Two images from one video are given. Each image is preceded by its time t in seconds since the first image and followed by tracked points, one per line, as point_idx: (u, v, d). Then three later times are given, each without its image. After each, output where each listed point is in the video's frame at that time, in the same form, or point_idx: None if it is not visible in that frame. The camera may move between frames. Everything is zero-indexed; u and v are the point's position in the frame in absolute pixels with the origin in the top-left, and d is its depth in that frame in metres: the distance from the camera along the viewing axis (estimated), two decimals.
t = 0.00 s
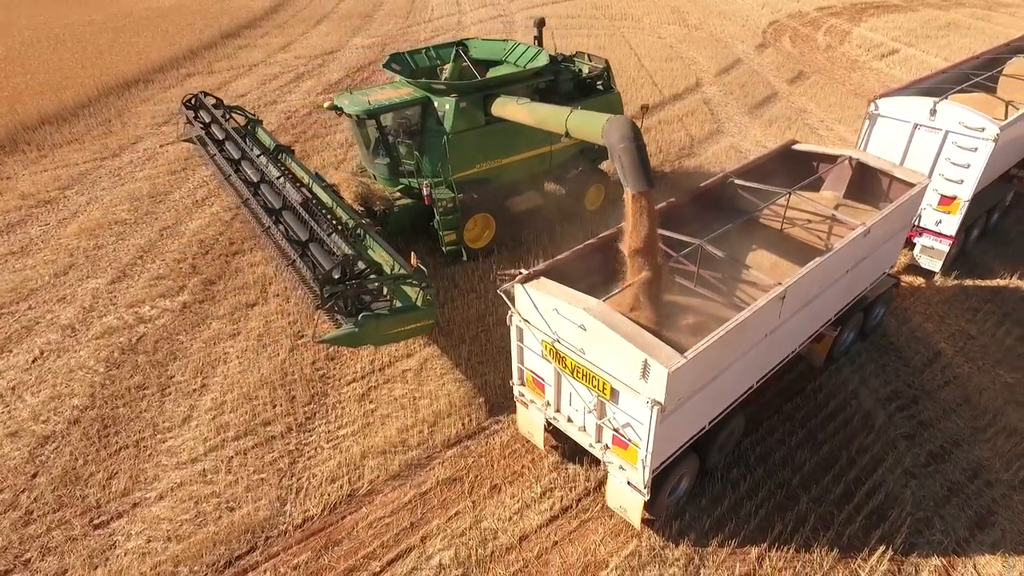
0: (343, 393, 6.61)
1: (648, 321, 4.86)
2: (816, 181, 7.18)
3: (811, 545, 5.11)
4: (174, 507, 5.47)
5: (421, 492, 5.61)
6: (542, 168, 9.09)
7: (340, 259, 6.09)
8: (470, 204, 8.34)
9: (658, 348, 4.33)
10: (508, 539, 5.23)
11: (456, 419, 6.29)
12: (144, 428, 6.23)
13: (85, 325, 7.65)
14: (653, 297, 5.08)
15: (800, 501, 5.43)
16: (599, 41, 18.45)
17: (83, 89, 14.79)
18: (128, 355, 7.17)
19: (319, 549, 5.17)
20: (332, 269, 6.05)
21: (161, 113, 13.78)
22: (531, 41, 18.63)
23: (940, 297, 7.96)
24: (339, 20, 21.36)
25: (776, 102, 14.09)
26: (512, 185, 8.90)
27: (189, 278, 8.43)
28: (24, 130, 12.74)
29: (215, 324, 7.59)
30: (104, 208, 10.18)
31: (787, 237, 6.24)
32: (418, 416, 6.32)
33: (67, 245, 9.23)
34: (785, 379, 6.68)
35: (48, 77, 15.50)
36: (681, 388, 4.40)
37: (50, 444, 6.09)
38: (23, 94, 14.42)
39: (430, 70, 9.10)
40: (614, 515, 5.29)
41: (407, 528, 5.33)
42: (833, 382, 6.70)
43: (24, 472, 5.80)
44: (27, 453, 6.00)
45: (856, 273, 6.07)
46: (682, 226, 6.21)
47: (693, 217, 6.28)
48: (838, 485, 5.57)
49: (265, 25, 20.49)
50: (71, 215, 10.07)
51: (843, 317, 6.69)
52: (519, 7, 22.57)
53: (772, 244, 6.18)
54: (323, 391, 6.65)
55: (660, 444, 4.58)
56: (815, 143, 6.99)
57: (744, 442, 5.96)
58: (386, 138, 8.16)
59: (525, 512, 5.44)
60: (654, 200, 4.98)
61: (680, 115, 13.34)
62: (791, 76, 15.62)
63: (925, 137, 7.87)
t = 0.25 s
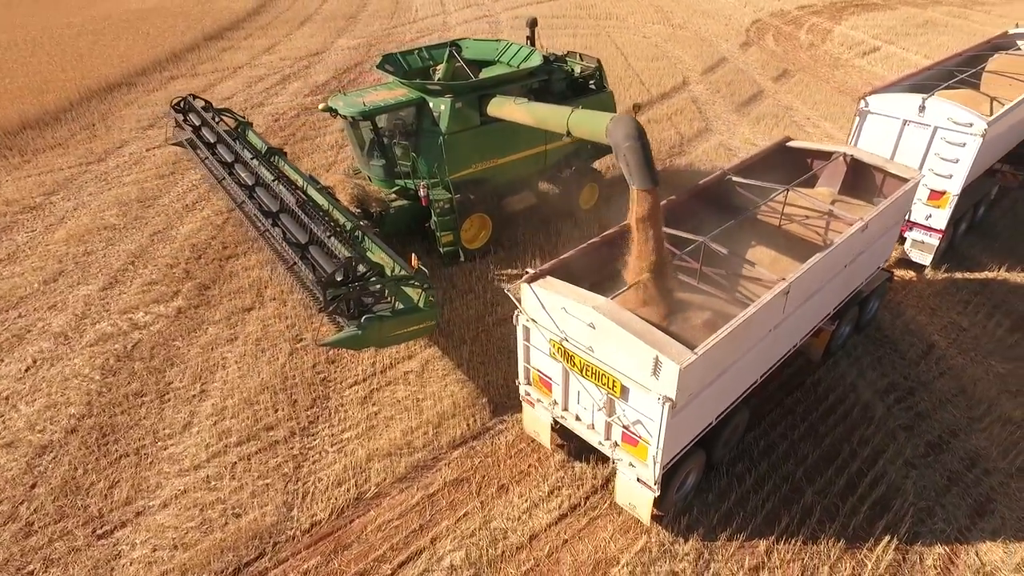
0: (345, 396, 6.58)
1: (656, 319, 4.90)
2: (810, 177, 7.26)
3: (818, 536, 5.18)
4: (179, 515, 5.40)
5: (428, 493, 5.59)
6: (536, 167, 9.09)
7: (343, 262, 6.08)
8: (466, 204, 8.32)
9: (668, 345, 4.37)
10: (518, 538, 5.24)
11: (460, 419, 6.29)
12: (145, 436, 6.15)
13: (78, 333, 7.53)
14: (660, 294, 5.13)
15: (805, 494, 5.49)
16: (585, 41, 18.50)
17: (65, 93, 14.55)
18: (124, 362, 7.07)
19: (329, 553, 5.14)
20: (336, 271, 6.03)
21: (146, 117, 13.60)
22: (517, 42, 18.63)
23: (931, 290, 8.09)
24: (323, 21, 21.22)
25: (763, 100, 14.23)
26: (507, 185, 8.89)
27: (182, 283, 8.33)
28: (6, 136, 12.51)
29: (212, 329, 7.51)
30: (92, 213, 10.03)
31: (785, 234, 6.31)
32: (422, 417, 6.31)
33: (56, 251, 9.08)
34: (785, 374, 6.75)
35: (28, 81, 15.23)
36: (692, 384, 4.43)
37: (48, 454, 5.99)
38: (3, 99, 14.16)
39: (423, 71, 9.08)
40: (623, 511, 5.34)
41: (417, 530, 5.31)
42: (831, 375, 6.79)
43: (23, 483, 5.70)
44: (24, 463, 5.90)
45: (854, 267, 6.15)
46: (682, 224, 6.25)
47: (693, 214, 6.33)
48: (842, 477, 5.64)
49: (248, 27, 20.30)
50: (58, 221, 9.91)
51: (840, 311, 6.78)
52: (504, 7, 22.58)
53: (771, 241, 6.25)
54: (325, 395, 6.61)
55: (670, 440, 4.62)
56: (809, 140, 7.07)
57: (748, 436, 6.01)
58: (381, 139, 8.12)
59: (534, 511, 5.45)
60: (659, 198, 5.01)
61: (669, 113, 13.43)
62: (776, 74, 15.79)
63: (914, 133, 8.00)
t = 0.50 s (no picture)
0: (348, 400, 6.54)
1: (662, 317, 4.93)
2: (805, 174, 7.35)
3: (824, 529, 5.25)
4: (184, 523, 5.33)
5: (436, 496, 5.58)
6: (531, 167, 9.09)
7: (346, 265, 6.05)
8: (462, 205, 8.31)
9: (678, 342, 4.40)
10: (528, 538, 5.24)
11: (464, 421, 6.28)
12: (145, 444, 6.07)
13: (71, 341, 7.41)
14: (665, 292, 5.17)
15: (810, 487, 5.56)
16: (571, 41, 18.56)
17: (45, 97, 14.29)
18: (120, 370, 6.97)
19: (339, 558, 5.11)
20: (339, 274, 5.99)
21: (130, 121, 13.40)
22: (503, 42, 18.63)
23: (922, 284, 8.23)
24: (306, 23, 21.06)
25: (748, 99, 14.37)
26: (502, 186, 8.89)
27: (176, 289, 8.23)
28: None
29: (209, 335, 7.42)
30: (79, 219, 9.87)
31: (783, 230, 6.39)
32: (426, 420, 6.29)
33: (44, 258, 8.92)
34: (784, 368, 6.83)
35: (7, 86, 14.94)
36: (702, 380, 4.47)
37: (47, 465, 5.89)
38: None
39: (416, 72, 9.05)
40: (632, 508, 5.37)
41: (426, 532, 5.30)
42: (829, 369, 6.88)
43: (21, 496, 5.60)
44: (22, 475, 5.79)
45: (852, 262, 6.24)
46: (681, 222, 6.30)
47: (691, 212, 6.39)
48: (845, 470, 5.72)
49: (230, 29, 20.09)
50: (44, 228, 9.74)
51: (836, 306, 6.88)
52: (488, 7, 22.57)
53: (769, 238, 6.33)
54: (327, 400, 6.56)
55: (680, 436, 4.66)
56: (802, 138, 7.16)
57: (751, 431, 6.08)
58: (376, 141, 8.08)
59: (543, 511, 5.46)
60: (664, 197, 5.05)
61: (657, 113, 13.52)
62: (760, 73, 15.96)
63: (903, 130, 8.13)
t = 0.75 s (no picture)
0: (350, 406, 6.51)
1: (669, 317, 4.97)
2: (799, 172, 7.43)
3: (830, 523, 5.32)
4: (190, 534, 5.27)
5: (444, 500, 5.57)
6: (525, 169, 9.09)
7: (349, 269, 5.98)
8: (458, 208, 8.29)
9: (688, 341, 4.43)
10: (538, 540, 5.25)
11: (469, 424, 6.27)
12: (146, 455, 5.99)
13: (64, 351, 7.28)
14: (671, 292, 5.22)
15: (814, 482, 5.63)
16: (556, 42, 18.62)
17: (25, 103, 14.04)
18: (116, 379, 6.87)
19: (349, 565, 5.08)
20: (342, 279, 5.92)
21: (114, 127, 13.21)
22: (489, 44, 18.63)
23: (913, 279, 8.36)
24: (289, 26, 20.90)
25: (735, 98, 14.51)
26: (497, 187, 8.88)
27: (170, 296, 8.13)
28: None
29: (206, 343, 7.33)
30: (66, 227, 9.71)
31: (782, 229, 6.46)
32: (431, 423, 6.27)
33: (33, 267, 8.76)
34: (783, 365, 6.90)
35: None
36: (712, 379, 4.50)
37: (45, 478, 5.79)
38: None
39: (408, 75, 9.03)
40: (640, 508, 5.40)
41: (436, 537, 5.28)
42: (827, 365, 6.97)
43: (20, 510, 5.49)
44: (20, 489, 5.68)
45: (850, 259, 6.32)
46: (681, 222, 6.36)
47: (691, 212, 6.45)
48: (847, 465, 5.80)
49: (213, 32, 19.88)
50: (31, 236, 9.57)
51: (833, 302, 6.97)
52: (472, 9, 22.57)
53: (768, 237, 6.40)
54: (329, 405, 6.52)
55: (690, 435, 4.69)
56: (797, 137, 7.24)
57: (754, 428, 6.14)
58: (372, 144, 8.03)
59: (552, 512, 5.47)
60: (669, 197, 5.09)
61: (646, 113, 13.60)
62: (745, 73, 16.12)
63: (892, 128, 8.26)
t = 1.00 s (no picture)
0: (352, 414, 6.47)
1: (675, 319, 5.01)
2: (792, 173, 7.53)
3: (835, 519, 5.38)
4: (195, 548, 5.19)
5: (452, 506, 5.55)
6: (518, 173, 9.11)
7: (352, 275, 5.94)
8: (453, 213, 8.28)
9: (696, 342, 4.47)
10: (548, 544, 5.25)
11: (472, 429, 6.26)
12: (146, 468, 5.89)
13: (56, 365, 7.15)
14: (675, 294, 5.28)
15: (818, 479, 5.70)
16: (541, 46, 18.70)
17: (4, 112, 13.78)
18: (111, 392, 6.75)
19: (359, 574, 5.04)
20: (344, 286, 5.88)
21: (97, 135, 13.01)
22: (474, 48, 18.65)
23: (903, 277, 8.51)
24: (271, 31, 20.75)
25: (720, 100, 14.67)
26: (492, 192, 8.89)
27: (163, 306, 8.02)
28: None
29: (202, 353, 7.24)
30: (52, 238, 9.54)
31: (778, 229, 6.55)
32: (434, 429, 6.25)
33: (19, 279, 8.60)
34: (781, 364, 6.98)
35: None
36: (721, 379, 4.54)
37: (42, 494, 5.67)
38: None
39: (400, 80, 9.03)
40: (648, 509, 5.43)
41: (445, 543, 5.26)
42: (824, 363, 7.06)
43: (18, 528, 5.38)
44: (16, 506, 5.56)
45: (846, 258, 6.42)
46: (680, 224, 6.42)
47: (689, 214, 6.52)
48: (849, 461, 5.88)
49: (194, 39, 19.68)
50: (16, 247, 9.39)
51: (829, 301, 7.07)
52: (455, 14, 22.57)
53: (765, 237, 6.49)
54: (331, 414, 6.47)
55: (700, 435, 4.73)
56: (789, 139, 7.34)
57: (756, 426, 6.20)
58: (367, 150, 7.99)
59: (560, 515, 5.47)
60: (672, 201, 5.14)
61: (633, 116, 13.70)
62: (729, 75, 16.31)
63: (879, 128, 8.42)
